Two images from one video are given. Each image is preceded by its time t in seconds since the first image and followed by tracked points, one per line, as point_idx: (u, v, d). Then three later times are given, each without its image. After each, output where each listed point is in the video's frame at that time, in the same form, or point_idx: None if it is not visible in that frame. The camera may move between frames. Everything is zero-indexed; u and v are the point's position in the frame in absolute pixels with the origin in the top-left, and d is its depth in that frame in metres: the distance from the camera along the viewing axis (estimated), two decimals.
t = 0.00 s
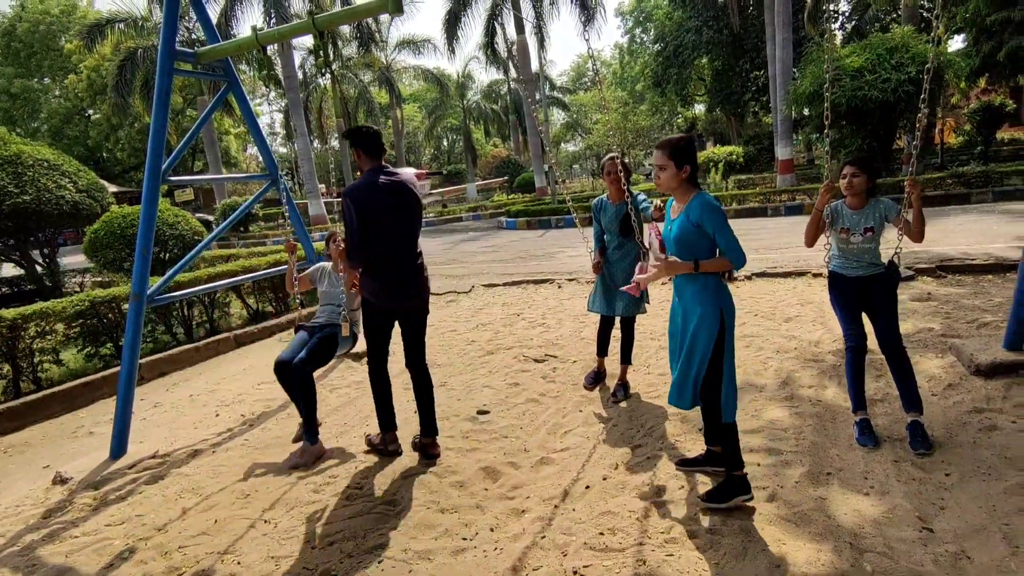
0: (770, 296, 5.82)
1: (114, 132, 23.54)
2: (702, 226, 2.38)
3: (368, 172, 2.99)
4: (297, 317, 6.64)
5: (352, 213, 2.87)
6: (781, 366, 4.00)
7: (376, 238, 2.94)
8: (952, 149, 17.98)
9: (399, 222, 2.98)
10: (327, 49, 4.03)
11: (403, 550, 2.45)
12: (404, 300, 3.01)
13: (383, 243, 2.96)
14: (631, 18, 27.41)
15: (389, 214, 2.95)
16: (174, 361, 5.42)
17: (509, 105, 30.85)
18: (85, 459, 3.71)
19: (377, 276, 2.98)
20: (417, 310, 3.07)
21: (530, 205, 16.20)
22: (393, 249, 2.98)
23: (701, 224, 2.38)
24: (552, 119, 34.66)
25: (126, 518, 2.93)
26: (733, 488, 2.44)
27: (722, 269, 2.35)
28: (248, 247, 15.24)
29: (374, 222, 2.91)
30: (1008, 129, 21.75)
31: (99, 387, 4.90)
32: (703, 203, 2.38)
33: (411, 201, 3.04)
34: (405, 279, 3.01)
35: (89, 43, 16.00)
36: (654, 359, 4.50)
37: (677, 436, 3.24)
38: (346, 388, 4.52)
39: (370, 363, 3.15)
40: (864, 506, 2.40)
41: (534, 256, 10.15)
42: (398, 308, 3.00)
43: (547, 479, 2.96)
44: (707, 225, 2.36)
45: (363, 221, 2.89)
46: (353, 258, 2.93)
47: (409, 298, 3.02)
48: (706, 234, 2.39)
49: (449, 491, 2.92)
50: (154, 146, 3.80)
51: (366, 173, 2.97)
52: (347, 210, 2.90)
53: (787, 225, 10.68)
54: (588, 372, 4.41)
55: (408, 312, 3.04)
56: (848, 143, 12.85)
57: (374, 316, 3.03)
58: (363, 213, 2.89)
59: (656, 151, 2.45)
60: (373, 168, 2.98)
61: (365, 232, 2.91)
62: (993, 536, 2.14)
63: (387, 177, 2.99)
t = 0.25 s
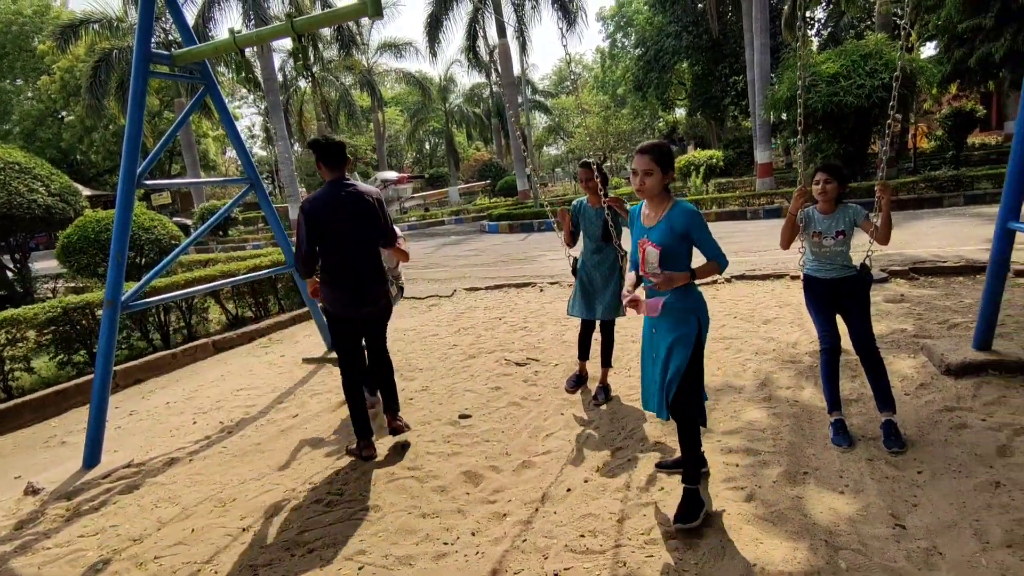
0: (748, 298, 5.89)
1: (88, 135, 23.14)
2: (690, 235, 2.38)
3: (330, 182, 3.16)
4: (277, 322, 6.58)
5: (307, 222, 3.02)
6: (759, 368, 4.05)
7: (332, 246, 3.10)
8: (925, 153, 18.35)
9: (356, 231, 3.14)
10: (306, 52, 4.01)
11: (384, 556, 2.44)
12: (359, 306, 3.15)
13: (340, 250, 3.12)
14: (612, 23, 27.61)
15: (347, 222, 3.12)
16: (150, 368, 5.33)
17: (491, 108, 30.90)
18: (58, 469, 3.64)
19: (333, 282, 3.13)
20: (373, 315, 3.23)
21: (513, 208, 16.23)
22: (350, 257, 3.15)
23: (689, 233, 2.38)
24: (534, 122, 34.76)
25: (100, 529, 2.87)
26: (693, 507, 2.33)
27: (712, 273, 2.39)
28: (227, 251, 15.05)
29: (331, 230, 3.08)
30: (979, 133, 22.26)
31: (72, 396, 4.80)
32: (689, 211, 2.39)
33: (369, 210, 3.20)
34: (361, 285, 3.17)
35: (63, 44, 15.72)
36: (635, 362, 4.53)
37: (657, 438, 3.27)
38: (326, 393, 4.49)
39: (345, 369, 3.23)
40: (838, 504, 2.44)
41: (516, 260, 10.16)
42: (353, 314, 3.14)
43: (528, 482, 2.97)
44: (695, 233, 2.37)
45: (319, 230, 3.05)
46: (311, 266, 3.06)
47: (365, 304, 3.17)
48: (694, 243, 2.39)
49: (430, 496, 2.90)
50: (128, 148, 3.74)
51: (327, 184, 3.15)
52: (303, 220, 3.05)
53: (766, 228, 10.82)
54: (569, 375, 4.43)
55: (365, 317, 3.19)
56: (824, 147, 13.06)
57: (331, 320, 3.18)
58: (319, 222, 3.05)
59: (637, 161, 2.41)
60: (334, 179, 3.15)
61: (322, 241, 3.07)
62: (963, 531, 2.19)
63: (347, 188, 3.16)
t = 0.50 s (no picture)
0: (731, 303, 5.95)
1: (68, 138, 22.82)
2: (684, 244, 2.32)
3: (307, 186, 3.16)
4: (261, 327, 6.52)
5: (280, 227, 3.04)
6: (741, 372, 4.09)
7: (306, 251, 3.12)
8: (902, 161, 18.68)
9: (331, 235, 3.16)
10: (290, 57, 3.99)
11: (367, 563, 2.43)
12: (332, 309, 3.19)
13: (315, 254, 3.14)
14: (597, 30, 27.82)
15: (322, 227, 3.13)
16: (129, 374, 5.25)
17: (477, 114, 30.95)
18: (32, 478, 3.57)
19: (307, 285, 3.16)
20: (349, 317, 3.28)
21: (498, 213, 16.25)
22: (325, 261, 3.16)
23: (685, 241, 2.31)
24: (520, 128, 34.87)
25: (76, 538, 2.83)
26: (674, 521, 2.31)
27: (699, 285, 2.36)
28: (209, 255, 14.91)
29: (306, 234, 3.09)
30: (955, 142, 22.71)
31: (48, 403, 4.73)
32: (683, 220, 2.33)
33: (345, 215, 3.22)
34: (335, 289, 3.20)
35: (42, 46, 15.51)
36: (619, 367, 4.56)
37: (641, 442, 3.29)
38: (309, 399, 4.46)
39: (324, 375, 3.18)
40: (818, 506, 2.47)
41: (502, 265, 10.18)
42: (326, 318, 3.18)
43: (512, 487, 2.96)
44: (689, 243, 2.31)
45: (293, 235, 3.08)
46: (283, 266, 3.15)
47: (338, 307, 3.21)
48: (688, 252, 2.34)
49: (413, 502, 2.89)
50: (108, 152, 3.70)
51: (304, 188, 3.14)
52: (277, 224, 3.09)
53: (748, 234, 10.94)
54: (554, 380, 4.44)
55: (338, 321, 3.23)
56: (805, 154, 13.24)
57: (306, 322, 3.22)
58: (294, 227, 3.07)
59: (636, 167, 2.28)
60: (310, 183, 3.14)
61: (296, 245, 3.10)
62: (939, 533, 2.22)
63: (324, 192, 3.16)
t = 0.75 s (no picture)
0: (717, 307, 5.98)
1: (52, 138, 22.57)
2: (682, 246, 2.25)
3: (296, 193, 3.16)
4: (247, 331, 6.46)
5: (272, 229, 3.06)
6: (728, 376, 4.11)
7: (297, 253, 3.12)
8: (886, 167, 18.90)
9: (321, 239, 3.17)
10: (277, 58, 3.96)
11: (352, 568, 2.40)
12: (324, 310, 3.18)
13: (306, 255, 3.14)
14: (587, 35, 27.95)
15: (313, 231, 3.15)
16: (112, 378, 5.19)
17: (467, 117, 30.96)
18: (11, 483, 3.51)
19: (298, 285, 3.14)
20: (339, 319, 3.27)
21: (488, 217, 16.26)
22: (315, 262, 3.16)
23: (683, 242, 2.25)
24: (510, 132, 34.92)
25: (55, 545, 2.78)
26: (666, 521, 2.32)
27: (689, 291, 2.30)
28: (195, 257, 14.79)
29: (297, 237, 3.11)
30: (938, 149, 23.04)
31: (29, 407, 4.66)
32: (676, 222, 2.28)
33: (334, 221, 3.24)
34: (327, 290, 3.19)
35: (26, 45, 15.30)
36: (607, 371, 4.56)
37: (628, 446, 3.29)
38: (295, 402, 4.42)
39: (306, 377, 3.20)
40: (803, 510, 2.48)
41: (491, 268, 10.18)
42: (318, 318, 3.17)
43: (499, 492, 2.95)
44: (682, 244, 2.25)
45: (284, 237, 3.09)
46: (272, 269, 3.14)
47: (329, 307, 3.21)
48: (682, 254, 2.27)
49: (399, 506, 2.87)
50: (91, 151, 3.66)
51: (293, 194, 3.15)
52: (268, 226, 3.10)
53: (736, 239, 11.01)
54: (542, 384, 4.43)
55: (329, 320, 3.22)
56: (791, 160, 13.37)
57: (293, 325, 3.18)
58: (286, 230, 3.09)
59: (642, 169, 2.13)
60: (301, 190, 3.15)
61: (287, 247, 3.10)
62: (921, 535, 2.24)
63: (312, 198, 3.18)
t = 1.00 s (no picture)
0: (712, 309, 6.00)
1: (45, 137, 22.46)
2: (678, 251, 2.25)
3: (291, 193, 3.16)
4: (241, 331, 6.44)
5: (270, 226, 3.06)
6: (722, 377, 4.13)
7: (293, 252, 3.13)
8: (880, 170, 18.97)
9: (316, 238, 3.19)
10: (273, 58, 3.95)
11: (347, 569, 2.40)
12: (316, 309, 3.20)
13: (302, 254, 3.15)
14: (583, 37, 27.98)
15: (307, 230, 3.15)
16: (105, 379, 5.16)
17: (463, 118, 30.96)
18: (3, 484, 3.49)
19: (293, 282, 3.15)
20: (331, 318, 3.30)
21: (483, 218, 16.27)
22: (311, 261, 3.18)
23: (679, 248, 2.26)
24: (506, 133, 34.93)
25: (48, 545, 2.77)
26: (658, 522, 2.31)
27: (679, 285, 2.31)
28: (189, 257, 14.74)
29: (291, 236, 3.11)
30: (932, 153, 23.16)
31: (21, 407, 4.63)
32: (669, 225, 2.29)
33: (328, 220, 3.25)
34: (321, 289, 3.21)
35: (20, 43, 15.21)
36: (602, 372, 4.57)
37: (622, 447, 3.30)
38: (290, 403, 4.41)
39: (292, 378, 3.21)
40: (797, 510, 2.49)
41: (486, 269, 10.17)
42: (310, 317, 3.18)
43: (493, 492, 2.95)
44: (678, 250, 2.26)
45: (281, 235, 3.10)
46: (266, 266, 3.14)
47: (323, 305, 3.24)
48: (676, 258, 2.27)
49: (394, 507, 2.87)
50: (85, 151, 3.64)
51: (288, 194, 3.14)
52: (264, 224, 3.08)
53: (731, 241, 11.05)
54: (537, 385, 4.43)
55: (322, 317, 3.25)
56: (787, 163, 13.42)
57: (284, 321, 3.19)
58: (283, 228, 3.10)
59: (642, 169, 2.07)
60: (296, 189, 3.15)
61: (285, 245, 3.11)
62: (914, 536, 2.25)
63: (308, 198, 3.18)
